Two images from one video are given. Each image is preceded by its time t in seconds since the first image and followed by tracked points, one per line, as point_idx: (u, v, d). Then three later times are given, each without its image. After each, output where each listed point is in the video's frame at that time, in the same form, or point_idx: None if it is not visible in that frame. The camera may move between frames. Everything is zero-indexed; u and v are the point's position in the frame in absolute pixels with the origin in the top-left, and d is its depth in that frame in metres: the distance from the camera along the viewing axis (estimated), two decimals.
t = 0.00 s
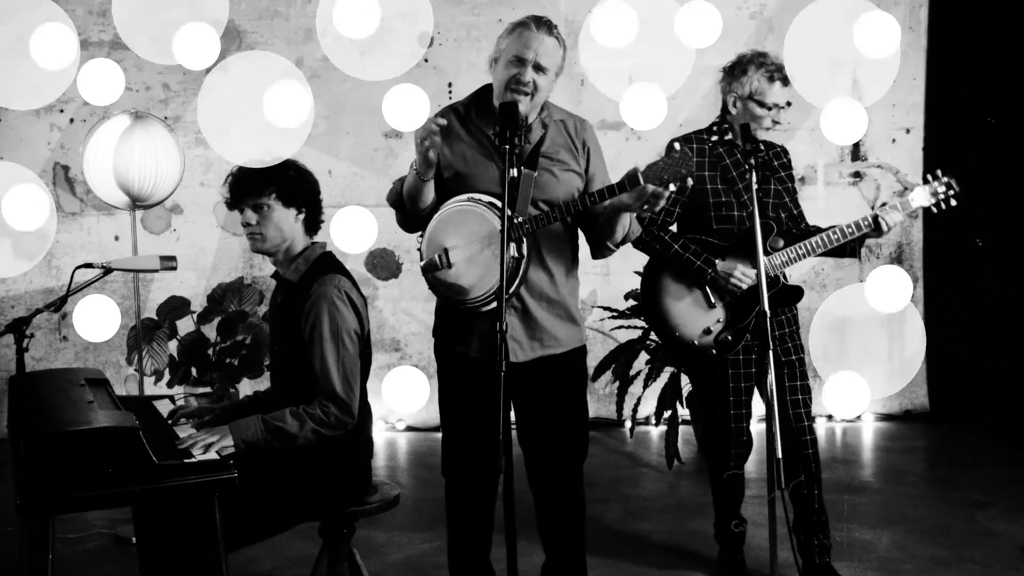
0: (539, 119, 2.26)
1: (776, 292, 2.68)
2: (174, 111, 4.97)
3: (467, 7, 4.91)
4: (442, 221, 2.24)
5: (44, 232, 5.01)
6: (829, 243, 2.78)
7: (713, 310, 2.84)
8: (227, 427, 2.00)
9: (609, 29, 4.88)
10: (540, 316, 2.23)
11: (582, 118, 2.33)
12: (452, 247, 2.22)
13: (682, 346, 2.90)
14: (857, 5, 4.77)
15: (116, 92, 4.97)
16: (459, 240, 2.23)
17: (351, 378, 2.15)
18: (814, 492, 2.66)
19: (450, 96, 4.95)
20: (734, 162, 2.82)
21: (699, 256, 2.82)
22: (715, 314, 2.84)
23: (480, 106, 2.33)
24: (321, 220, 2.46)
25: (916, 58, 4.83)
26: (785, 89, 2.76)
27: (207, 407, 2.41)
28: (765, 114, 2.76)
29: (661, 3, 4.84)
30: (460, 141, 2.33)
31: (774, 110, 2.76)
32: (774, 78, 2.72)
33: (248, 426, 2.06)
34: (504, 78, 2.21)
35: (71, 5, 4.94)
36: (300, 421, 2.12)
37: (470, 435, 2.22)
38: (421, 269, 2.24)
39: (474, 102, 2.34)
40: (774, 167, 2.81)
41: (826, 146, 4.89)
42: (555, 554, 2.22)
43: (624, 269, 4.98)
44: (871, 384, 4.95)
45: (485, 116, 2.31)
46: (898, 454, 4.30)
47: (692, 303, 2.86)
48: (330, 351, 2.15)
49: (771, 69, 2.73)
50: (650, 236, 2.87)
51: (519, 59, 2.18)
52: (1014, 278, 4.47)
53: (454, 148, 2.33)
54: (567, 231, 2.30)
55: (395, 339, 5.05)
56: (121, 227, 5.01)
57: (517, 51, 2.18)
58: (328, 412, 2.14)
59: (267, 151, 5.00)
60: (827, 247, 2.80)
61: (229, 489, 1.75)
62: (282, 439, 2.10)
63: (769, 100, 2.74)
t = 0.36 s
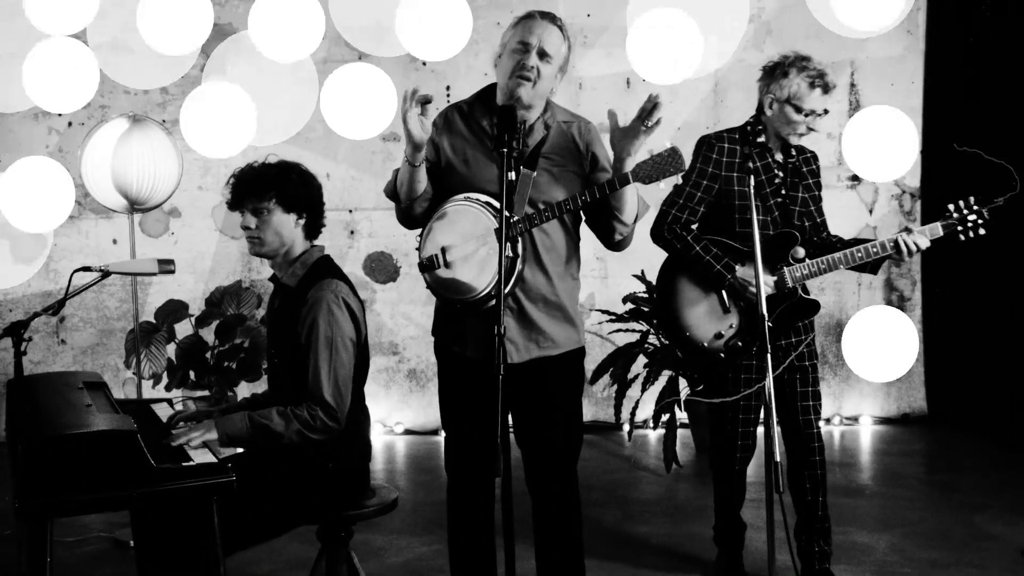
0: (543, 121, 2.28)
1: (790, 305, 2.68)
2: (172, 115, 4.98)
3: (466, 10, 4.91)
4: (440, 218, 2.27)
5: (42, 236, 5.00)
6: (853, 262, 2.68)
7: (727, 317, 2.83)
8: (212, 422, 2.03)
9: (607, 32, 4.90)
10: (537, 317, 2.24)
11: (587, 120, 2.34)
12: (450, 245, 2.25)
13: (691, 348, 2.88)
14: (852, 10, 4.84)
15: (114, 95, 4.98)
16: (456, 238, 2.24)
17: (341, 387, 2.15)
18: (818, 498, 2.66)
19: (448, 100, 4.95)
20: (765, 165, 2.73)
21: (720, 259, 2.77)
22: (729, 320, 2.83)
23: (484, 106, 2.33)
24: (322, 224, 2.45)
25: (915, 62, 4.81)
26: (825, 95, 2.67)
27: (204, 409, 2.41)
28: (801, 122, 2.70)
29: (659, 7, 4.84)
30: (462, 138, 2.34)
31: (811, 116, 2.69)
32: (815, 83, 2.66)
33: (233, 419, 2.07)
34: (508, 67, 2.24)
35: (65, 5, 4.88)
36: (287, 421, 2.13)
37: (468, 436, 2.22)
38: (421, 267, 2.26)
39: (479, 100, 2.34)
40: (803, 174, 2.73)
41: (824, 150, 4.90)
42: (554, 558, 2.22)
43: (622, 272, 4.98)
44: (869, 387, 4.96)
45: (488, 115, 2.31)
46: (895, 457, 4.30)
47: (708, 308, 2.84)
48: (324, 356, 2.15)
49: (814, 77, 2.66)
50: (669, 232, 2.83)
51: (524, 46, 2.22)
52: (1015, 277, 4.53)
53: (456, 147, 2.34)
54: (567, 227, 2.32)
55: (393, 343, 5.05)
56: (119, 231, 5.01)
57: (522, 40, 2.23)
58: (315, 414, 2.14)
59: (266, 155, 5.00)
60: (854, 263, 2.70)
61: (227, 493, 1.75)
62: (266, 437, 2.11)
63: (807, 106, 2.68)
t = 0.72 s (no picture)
0: (548, 123, 2.30)
1: (815, 319, 2.58)
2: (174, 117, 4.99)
3: (467, 12, 4.91)
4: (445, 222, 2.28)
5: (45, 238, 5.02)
6: (887, 277, 2.63)
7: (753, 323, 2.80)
8: (206, 432, 1.98)
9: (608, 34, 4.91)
10: (542, 321, 2.24)
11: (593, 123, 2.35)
12: (456, 249, 2.25)
13: (715, 352, 2.85)
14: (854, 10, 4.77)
15: (116, 97, 4.99)
16: (462, 241, 2.25)
17: (337, 391, 2.15)
18: (832, 506, 2.58)
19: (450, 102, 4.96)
20: (804, 171, 2.62)
21: (751, 265, 2.71)
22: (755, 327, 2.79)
23: (490, 106, 2.35)
24: (326, 230, 2.45)
25: (916, 64, 4.80)
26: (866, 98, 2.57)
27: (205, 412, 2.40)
28: (846, 126, 2.58)
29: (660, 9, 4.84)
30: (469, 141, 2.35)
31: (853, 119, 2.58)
32: (856, 84, 2.56)
33: (228, 428, 2.05)
34: (513, 57, 2.30)
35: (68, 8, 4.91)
36: (280, 427, 2.12)
37: (471, 436, 2.22)
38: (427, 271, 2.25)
39: (486, 101, 2.37)
40: (843, 182, 2.61)
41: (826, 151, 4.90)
42: (556, 560, 2.22)
43: (623, 274, 4.99)
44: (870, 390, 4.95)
45: (494, 115, 2.33)
46: (897, 459, 4.29)
47: (733, 313, 2.81)
48: (319, 361, 2.15)
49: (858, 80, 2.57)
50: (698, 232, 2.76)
51: (526, 37, 2.30)
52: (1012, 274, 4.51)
53: (461, 150, 2.35)
54: (571, 231, 2.32)
55: (395, 345, 5.05)
56: (121, 233, 5.02)
57: (524, 31, 2.30)
58: (309, 420, 2.13)
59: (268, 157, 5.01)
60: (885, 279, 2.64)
61: (229, 494, 1.75)
62: (260, 444, 2.11)
63: (849, 106, 2.56)
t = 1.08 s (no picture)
0: (549, 126, 2.31)
1: (825, 336, 2.60)
2: (174, 120, 5.00)
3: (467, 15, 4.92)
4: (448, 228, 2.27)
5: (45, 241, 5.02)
6: (904, 298, 2.58)
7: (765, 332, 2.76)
8: (202, 433, 1.99)
9: (608, 37, 4.91)
10: (545, 324, 2.24)
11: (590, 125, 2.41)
12: (458, 252, 2.25)
13: (726, 357, 2.84)
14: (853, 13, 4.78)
15: (116, 100, 4.99)
16: (464, 246, 2.25)
17: (336, 396, 2.15)
18: (839, 515, 2.57)
19: (450, 105, 4.94)
20: (831, 180, 2.61)
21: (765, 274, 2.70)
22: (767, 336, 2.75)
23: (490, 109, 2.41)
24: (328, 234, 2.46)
25: (916, 67, 4.77)
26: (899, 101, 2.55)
27: (206, 414, 2.41)
28: (863, 122, 2.57)
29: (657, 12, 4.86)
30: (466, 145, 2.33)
31: (881, 121, 2.56)
32: (876, 84, 2.54)
33: (224, 430, 2.06)
34: (510, 59, 2.30)
35: (67, 10, 4.93)
36: (275, 432, 2.12)
37: (474, 440, 2.22)
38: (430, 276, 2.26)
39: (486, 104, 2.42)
40: (873, 194, 2.61)
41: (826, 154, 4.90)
42: (556, 563, 2.22)
43: (624, 277, 4.99)
44: (871, 393, 5.02)
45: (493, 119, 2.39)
46: (897, 462, 4.29)
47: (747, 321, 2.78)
48: (321, 365, 2.14)
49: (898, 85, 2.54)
50: (716, 237, 2.78)
51: (524, 38, 2.30)
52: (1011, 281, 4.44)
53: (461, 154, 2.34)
54: (574, 233, 2.31)
55: (395, 348, 5.04)
56: (121, 236, 5.02)
57: (522, 31, 2.30)
58: (305, 425, 2.13)
59: (268, 160, 5.01)
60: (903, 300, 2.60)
61: (229, 497, 1.75)
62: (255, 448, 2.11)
63: (875, 111, 2.55)
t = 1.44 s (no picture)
0: (542, 127, 2.33)
1: (815, 330, 2.60)
2: (173, 122, 5.00)
3: (466, 18, 4.94)
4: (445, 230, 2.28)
5: (44, 243, 5.02)
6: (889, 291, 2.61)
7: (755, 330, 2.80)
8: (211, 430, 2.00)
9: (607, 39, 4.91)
10: (541, 325, 2.24)
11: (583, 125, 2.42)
12: (455, 254, 2.25)
13: (720, 356, 2.86)
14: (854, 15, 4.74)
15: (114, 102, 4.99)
16: (461, 249, 2.25)
17: (339, 398, 2.14)
18: (834, 514, 2.58)
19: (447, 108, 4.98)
20: (812, 175, 2.62)
21: (749, 273, 2.74)
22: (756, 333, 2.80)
23: (483, 112, 2.40)
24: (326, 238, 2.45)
25: (915, 69, 4.84)
26: (866, 84, 2.61)
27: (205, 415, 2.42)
28: (835, 111, 2.60)
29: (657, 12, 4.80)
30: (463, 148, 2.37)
31: (853, 106, 2.59)
32: (850, 73, 2.59)
33: (232, 427, 2.07)
34: (501, 62, 2.30)
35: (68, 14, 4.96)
36: (284, 431, 2.13)
37: (473, 442, 2.22)
38: (427, 279, 2.26)
39: (478, 107, 2.42)
40: (859, 188, 2.60)
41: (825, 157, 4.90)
42: (554, 565, 2.22)
43: (622, 280, 4.99)
44: (869, 395, 5.02)
45: (487, 122, 2.39)
46: (896, 465, 4.29)
47: (735, 318, 2.82)
48: (322, 368, 2.14)
49: (862, 69, 2.61)
50: (700, 236, 2.78)
51: (513, 42, 2.30)
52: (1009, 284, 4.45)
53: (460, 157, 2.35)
54: (570, 237, 2.33)
55: (394, 350, 5.04)
56: (120, 238, 5.02)
57: (511, 35, 2.30)
58: (313, 426, 2.13)
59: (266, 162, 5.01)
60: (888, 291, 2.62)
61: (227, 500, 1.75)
62: (264, 446, 2.11)
63: (847, 98, 2.58)
